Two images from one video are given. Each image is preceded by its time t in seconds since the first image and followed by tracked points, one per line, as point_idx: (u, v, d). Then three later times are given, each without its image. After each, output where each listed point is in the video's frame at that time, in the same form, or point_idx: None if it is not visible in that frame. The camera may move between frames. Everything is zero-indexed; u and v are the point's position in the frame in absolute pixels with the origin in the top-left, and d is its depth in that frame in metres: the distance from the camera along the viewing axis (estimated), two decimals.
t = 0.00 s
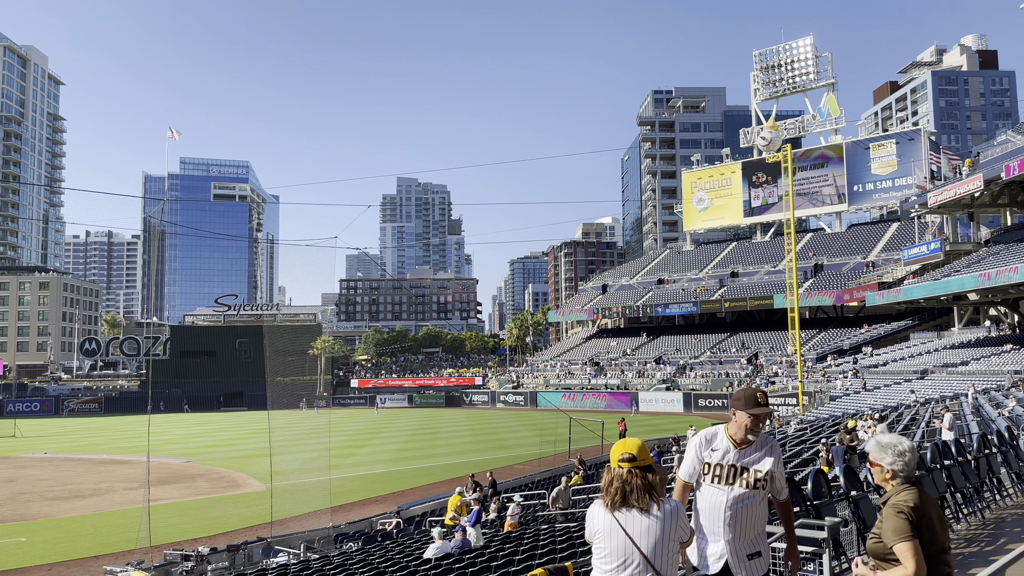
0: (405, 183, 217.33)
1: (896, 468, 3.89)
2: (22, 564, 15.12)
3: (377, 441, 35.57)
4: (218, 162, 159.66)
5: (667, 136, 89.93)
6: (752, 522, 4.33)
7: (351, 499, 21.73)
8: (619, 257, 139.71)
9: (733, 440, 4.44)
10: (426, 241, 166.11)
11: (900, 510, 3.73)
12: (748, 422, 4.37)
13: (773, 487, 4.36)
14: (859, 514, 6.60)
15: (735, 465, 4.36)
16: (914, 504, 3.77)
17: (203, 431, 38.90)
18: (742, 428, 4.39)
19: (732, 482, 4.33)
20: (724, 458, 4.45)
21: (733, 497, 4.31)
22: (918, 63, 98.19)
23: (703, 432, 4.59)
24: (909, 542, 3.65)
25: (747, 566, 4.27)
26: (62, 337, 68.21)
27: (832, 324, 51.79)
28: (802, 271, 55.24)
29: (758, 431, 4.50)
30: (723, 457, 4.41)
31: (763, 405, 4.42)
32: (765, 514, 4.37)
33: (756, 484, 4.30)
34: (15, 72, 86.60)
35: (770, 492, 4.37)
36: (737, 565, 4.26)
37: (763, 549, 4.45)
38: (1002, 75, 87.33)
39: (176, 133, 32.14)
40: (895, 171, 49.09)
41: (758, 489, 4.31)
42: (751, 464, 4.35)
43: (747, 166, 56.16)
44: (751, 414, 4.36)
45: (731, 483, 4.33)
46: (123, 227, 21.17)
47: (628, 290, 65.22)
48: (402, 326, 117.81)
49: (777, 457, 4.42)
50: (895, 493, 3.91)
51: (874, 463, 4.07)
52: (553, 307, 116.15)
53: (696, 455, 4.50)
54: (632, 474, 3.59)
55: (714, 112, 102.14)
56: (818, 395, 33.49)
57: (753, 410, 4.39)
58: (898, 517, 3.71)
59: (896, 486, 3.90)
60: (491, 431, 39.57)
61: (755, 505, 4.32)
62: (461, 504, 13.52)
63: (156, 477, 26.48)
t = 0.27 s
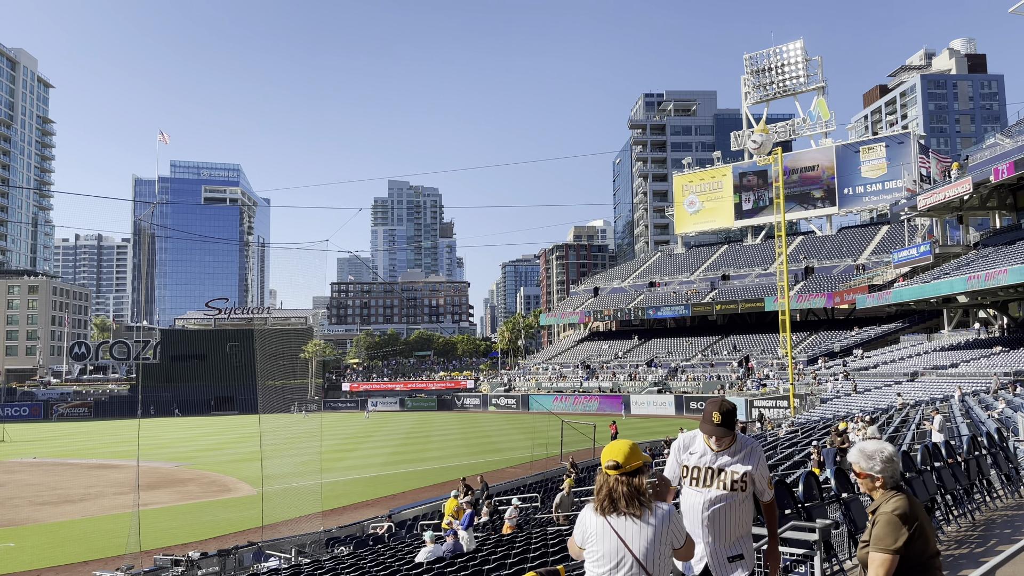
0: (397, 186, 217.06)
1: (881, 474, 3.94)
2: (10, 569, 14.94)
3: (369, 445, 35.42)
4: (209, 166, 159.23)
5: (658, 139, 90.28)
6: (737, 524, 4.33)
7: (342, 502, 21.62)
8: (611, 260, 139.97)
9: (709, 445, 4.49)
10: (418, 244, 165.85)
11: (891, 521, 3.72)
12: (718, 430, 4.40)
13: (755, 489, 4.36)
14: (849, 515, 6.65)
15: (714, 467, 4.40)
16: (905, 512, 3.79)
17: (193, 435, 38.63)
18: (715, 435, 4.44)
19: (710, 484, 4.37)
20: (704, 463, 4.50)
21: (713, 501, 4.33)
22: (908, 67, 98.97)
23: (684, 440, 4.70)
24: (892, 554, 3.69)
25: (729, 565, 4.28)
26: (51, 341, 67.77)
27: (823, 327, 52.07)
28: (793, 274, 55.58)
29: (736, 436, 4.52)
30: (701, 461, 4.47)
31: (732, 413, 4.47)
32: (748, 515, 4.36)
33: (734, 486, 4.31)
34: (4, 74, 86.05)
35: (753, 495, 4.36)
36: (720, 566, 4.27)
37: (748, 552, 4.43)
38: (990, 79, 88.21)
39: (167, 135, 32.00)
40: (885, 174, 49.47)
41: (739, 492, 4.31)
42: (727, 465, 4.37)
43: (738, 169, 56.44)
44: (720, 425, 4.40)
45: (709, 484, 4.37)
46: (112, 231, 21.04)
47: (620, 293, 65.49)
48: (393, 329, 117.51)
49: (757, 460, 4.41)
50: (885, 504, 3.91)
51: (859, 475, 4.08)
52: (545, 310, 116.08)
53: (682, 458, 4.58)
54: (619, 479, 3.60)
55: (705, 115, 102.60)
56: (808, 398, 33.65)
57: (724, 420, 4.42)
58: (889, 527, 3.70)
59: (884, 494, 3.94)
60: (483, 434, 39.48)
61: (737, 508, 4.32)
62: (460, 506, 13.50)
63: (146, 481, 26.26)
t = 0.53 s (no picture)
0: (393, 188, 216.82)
1: (876, 475, 3.96)
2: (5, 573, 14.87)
3: (365, 447, 35.35)
4: (204, 168, 159.02)
5: (654, 141, 90.43)
6: (720, 525, 4.38)
7: (339, 505, 21.57)
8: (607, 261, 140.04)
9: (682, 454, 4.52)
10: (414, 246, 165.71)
11: (891, 521, 3.71)
12: (685, 441, 4.40)
13: (733, 490, 4.39)
14: (845, 517, 6.63)
15: (689, 475, 4.44)
16: (900, 513, 3.79)
17: (190, 438, 38.51)
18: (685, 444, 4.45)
19: (687, 491, 4.42)
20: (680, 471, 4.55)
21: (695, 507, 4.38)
22: (902, 69, 99.41)
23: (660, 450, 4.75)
24: (900, 556, 3.62)
25: (718, 564, 4.35)
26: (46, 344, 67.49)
27: (819, 329, 52.21)
28: (788, 276, 55.71)
29: (707, 440, 4.54)
30: (675, 470, 4.53)
31: (695, 421, 4.47)
32: (732, 516, 4.40)
33: (711, 491, 4.36)
34: None
35: (734, 494, 4.41)
36: (710, 564, 4.35)
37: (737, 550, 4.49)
38: (984, 81, 88.68)
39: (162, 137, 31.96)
40: (880, 175, 49.67)
41: (717, 495, 4.36)
42: (702, 471, 4.41)
43: (734, 171, 56.59)
44: (681, 436, 4.40)
45: (685, 492, 4.42)
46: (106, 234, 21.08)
47: (617, 295, 65.52)
48: (390, 331, 117.32)
49: (731, 460, 4.41)
50: (879, 504, 3.94)
51: (853, 474, 4.11)
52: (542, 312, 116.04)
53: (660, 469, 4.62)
54: (612, 481, 3.61)
55: (700, 117, 102.82)
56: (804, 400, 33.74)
57: (687, 431, 4.42)
58: (891, 528, 3.68)
59: (877, 495, 3.96)
60: (480, 436, 39.45)
61: (720, 509, 4.36)
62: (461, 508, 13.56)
63: (142, 484, 26.17)
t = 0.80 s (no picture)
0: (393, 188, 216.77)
1: (884, 471, 3.97)
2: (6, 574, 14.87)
3: (366, 447, 35.38)
4: (205, 168, 159.04)
5: (654, 141, 90.40)
6: (716, 522, 4.41)
7: (340, 505, 21.57)
8: (607, 261, 140.06)
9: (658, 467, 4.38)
10: (414, 246, 165.69)
11: (896, 520, 3.74)
12: (660, 456, 4.26)
13: (718, 485, 4.40)
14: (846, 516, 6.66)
15: (673, 487, 4.35)
16: (906, 509, 3.81)
17: (190, 439, 38.51)
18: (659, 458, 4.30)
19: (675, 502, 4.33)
20: (663, 484, 4.42)
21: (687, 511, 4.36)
22: (902, 68, 99.57)
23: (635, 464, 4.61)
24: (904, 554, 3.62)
25: (720, 560, 4.37)
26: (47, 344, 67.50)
27: (819, 328, 52.20)
28: (788, 275, 55.73)
29: (679, 448, 4.44)
30: (659, 486, 4.39)
31: (663, 432, 4.31)
32: (726, 512, 4.42)
33: (699, 494, 4.34)
34: None
35: (722, 488, 4.41)
36: (711, 562, 4.37)
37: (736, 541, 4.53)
38: (985, 80, 88.69)
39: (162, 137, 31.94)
40: (880, 175, 49.67)
41: (706, 495, 4.36)
42: (684, 479, 4.35)
43: (733, 170, 56.55)
44: (654, 448, 4.26)
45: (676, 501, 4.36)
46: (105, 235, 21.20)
47: (617, 294, 65.52)
48: (390, 331, 117.23)
49: (708, 460, 4.40)
50: (887, 502, 3.93)
51: (860, 471, 4.09)
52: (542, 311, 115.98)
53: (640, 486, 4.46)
54: (610, 480, 3.62)
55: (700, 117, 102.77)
56: (805, 399, 33.74)
57: (657, 444, 4.27)
58: (896, 526, 3.72)
59: (886, 494, 3.97)
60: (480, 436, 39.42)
61: (712, 507, 4.38)
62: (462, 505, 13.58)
63: (142, 485, 26.19)
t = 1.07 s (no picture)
0: (398, 186, 216.92)
1: (890, 465, 3.96)
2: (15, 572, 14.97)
3: (372, 445, 35.48)
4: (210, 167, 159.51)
5: (659, 138, 90.16)
6: (719, 516, 4.40)
7: (346, 503, 21.64)
8: (612, 259, 139.84)
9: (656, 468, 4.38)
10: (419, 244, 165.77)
11: (901, 512, 3.74)
12: (658, 457, 4.26)
13: (719, 480, 4.40)
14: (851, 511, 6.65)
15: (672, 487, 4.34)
16: (913, 505, 3.79)
17: (196, 437, 38.66)
18: (657, 459, 4.29)
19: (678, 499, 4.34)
20: (663, 487, 4.40)
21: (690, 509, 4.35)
22: (908, 64, 99.03)
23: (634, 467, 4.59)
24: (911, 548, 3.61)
25: (727, 554, 4.37)
26: (54, 343, 67.95)
27: (825, 325, 52.06)
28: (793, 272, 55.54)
29: (674, 449, 4.44)
30: (659, 488, 4.36)
31: (657, 431, 4.34)
32: (728, 507, 4.43)
33: (700, 492, 4.35)
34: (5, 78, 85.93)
35: (721, 483, 4.42)
36: (717, 557, 4.37)
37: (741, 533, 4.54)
38: (991, 75, 88.12)
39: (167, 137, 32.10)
40: (885, 171, 49.26)
41: (707, 492, 4.36)
42: (684, 477, 4.35)
43: (738, 167, 56.35)
44: (653, 447, 4.26)
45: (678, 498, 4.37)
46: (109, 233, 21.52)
47: (622, 292, 65.42)
48: (396, 330, 117.26)
49: (704, 457, 4.42)
50: (894, 498, 3.92)
51: (866, 469, 4.06)
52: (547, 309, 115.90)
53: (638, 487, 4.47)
54: (611, 479, 3.65)
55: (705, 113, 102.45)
56: (810, 396, 33.69)
57: (654, 445, 4.28)
58: (900, 519, 3.72)
59: (893, 491, 3.95)
60: (486, 434, 39.45)
61: (713, 504, 4.38)
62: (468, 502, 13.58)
63: (150, 483, 26.34)
